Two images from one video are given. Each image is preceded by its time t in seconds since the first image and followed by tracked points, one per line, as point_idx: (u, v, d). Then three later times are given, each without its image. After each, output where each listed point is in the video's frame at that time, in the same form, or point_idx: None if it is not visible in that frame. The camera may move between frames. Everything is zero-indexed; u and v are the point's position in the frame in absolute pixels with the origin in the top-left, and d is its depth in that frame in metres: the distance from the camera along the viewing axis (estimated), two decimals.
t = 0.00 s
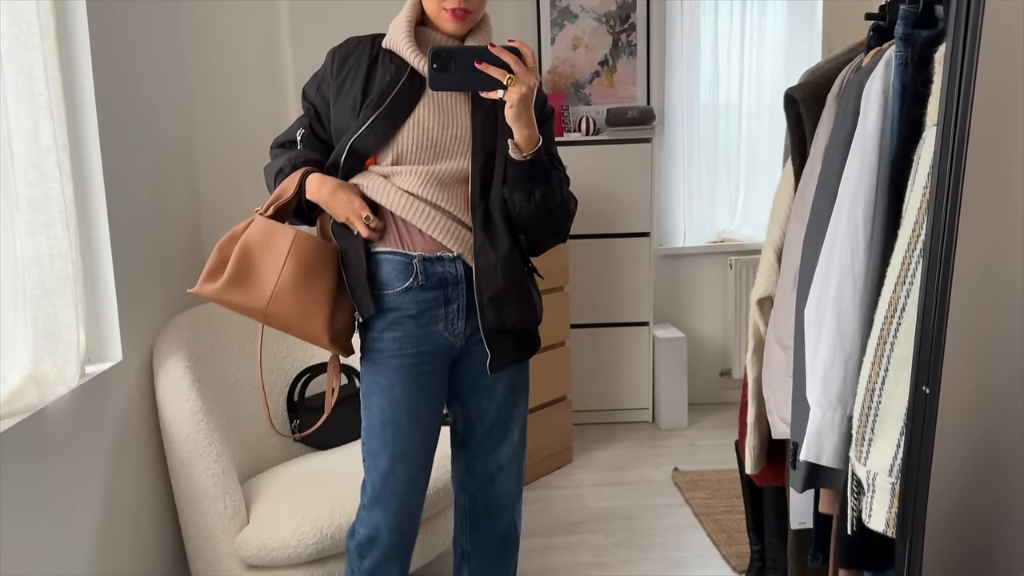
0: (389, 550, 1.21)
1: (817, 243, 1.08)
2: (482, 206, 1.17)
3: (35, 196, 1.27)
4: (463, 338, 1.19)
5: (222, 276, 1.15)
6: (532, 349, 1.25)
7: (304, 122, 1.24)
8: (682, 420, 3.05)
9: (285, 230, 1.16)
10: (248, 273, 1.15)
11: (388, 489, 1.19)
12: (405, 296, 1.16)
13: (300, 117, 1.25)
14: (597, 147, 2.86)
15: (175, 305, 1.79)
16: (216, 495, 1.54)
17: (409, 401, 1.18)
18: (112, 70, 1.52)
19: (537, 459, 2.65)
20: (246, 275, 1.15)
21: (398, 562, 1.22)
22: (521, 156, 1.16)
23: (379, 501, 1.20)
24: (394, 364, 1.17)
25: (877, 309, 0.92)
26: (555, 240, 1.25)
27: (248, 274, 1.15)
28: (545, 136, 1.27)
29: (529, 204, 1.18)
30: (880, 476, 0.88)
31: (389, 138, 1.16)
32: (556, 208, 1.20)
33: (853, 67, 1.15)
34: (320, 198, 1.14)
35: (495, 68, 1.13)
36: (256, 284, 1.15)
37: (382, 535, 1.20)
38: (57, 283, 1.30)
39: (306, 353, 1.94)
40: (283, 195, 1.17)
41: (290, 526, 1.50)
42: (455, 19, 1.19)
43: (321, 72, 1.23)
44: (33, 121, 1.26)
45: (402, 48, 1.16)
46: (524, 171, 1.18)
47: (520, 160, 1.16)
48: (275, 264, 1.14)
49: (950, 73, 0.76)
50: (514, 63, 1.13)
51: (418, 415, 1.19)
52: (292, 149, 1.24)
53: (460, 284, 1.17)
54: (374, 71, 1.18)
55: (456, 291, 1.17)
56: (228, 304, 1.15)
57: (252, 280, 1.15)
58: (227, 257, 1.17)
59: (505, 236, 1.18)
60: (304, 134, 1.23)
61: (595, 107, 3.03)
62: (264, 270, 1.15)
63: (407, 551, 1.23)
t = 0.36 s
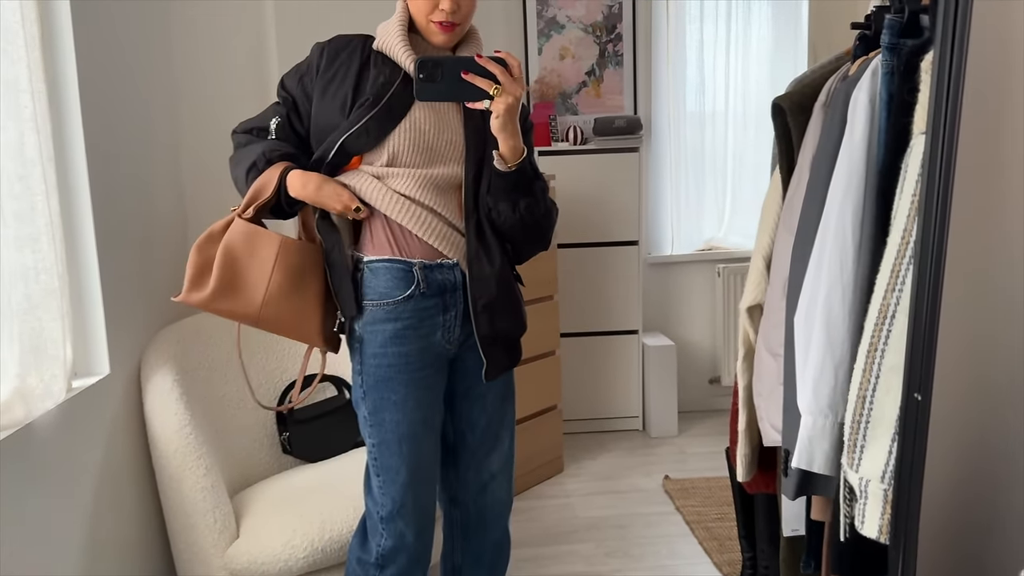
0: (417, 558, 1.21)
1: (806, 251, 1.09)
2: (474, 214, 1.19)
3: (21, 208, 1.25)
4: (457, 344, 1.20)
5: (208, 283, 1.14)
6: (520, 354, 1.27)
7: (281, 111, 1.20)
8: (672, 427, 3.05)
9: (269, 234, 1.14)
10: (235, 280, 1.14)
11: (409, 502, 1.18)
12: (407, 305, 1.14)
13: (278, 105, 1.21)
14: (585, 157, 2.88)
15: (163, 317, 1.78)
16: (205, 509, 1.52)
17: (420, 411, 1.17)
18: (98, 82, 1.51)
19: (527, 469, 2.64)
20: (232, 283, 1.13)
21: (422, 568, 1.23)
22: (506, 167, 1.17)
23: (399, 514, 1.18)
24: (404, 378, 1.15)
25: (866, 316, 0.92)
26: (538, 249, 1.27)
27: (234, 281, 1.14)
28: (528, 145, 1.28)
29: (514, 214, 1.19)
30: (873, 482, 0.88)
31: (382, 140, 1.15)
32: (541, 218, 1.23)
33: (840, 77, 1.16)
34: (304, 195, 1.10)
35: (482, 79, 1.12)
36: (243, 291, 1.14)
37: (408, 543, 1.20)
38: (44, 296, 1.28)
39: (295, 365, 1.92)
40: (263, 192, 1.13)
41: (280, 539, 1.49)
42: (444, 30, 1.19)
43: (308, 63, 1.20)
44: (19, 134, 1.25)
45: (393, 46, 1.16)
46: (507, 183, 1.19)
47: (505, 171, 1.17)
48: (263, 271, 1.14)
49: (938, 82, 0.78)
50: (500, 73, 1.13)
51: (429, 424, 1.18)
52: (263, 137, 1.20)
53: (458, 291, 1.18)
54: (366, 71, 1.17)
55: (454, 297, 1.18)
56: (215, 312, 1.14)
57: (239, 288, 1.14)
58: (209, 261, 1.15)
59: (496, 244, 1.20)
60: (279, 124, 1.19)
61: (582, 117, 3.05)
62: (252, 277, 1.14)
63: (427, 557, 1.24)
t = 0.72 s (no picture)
0: (391, 563, 1.19)
1: (800, 253, 1.09)
2: (457, 215, 1.18)
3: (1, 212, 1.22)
4: (437, 347, 1.18)
5: (197, 283, 1.06)
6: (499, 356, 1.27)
7: (260, 111, 1.17)
8: (656, 427, 3.06)
9: (263, 232, 1.10)
10: (229, 279, 1.08)
11: (384, 507, 1.16)
12: (387, 308, 1.12)
13: (256, 103, 1.17)
14: (568, 157, 2.87)
15: (144, 320, 1.74)
16: (189, 515, 1.50)
17: (397, 416, 1.14)
18: (78, 80, 1.47)
19: (513, 470, 2.63)
20: (223, 285, 1.07)
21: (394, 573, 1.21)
22: (487, 167, 1.17)
23: (373, 520, 1.16)
24: (382, 382, 1.13)
25: (863, 319, 0.92)
26: (518, 249, 1.26)
27: (224, 283, 1.07)
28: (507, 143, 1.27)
29: (496, 215, 1.19)
30: (871, 485, 0.89)
31: (370, 139, 1.13)
32: (521, 220, 1.22)
33: (832, 79, 1.17)
34: (296, 195, 1.09)
35: (460, 77, 1.12)
36: (235, 294, 1.08)
37: (379, 550, 1.17)
38: (24, 301, 1.25)
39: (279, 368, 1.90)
40: (254, 189, 1.09)
41: (268, 545, 1.47)
42: (426, 31, 1.18)
43: (285, 60, 1.17)
44: None
45: (379, 45, 1.15)
46: (488, 182, 1.18)
47: (486, 171, 1.17)
48: (257, 273, 1.09)
49: (942, 83, 0.78)
50: (479, 71, 1.12)
51: (405, 429, 1.16)
52: (240, 137, 1.16)
53: (438, 293, 1.16)
54: (351, 68, 1.15)
55: (435, 300, 1.16)
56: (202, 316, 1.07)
57: (230, 290, 1.08)
58: (193, 262, 1.07)
59: (477, 245, 1.20)
60: (258, 123, 1.16)
61: (565, 117, 3.05)
62: (243, 279, 1.08)
63: (401, 562, 1.22)
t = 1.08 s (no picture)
0: (358, 553, 1.17)
1: (776, 236, 1.08)
2: (422, 198, 1.16)
3: None
4: (403, 332, 1.16)
5: (155, 255, 1.03)
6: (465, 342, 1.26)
7: (211, 91, 1.10)
8: (627, 413, 3.07)
9: (222, 202, 1.06)
10: (189, 251, 1.04)
11: (353, 495, 1.14)
12: (354, 294, 1.09)
13: (207, 83, 1.11)
14: (539, 142, 2.85)
15: (105, 306, 1.69)
16: (154, 505, 1.46)
17: (363, 403, 1.12)
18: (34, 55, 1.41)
19: (485, 457, 2.62)
20: (180, 259, 1.03)
21: (363, 562, 1.19)
22: (454, 153, 1.16)
23: (341, 508, 1.14)
24: (348, 369, 1.10)
25: (841, 302, 0.92)
26: (481, 235, 1.25)
27: (182, 257, 1.04)
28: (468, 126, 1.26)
29: (461, 199, 1.18)
30: (848, 468, 0.89)
31: (331, 119, 1.09)
32: (486, 205, 1.22)
33: (809, 62, 1.16)
34: (254, 159, 1.03)
35: (428, 63, 1.08)
36: (193, 269, 1.04)
37: (347, 538, 1.15)
38: None
39: (245, 355, 1.85)
40: (210, 157, 1.04)
41: (234, 536, 1.44)
42: (386, 8, 1.15)
43: (235, 37, 1.10)
44: None
45: (338, 22, 1.11)
46: (453, 169, 1.17)
47: (452, 158, 1.16)
48: (217, 248, 1.05)
49: (928, 66, 0.77)
50: (449, 57, 1.09)
51: (372, 415, 1.14)
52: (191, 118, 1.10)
53: (404, 277, 1.14)
54: (307, 46, 1.10)
55: (401, 285, 1.14)
56: (159, 291, 1.03)
57: (188, 265, 1.04)
58: (147, 235, 1.04)
59: (442, 229, 1.18)
60: (210, 103, 1.10)
61: (536, 102, 3.02)
62: (202, 253, 1.05)
63: (369, 551, 1.20)
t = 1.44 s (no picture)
0: (335, 547, 1.17)
1: (762, 232, 1.09)
2: (403, 191, 1.16)
3: None
4: (386, 327, 1.16)
5: (129, 256, 1.01)
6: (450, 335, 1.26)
7: (187, 90, 1.09)
8: (610, 406, 3.09)
9: (199, 201, 1.05)
10: (164, 251, 1.03)
11: (332, 490, 1.14)
12: (338, 288, 1.09)
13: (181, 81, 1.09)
14: (523, 136, 2.85)
15: (86, 299, 1.67)
16: (138, 499, 1.44)
17: (345, 399, 1.12)
18: (13, 43, 1.39)
19: (469, 450, 2.63)
20: (156, 259, 1.02)
21: (341, 557, 1.19)
22: (436, 144, 1.16)
23: (322, 503, 1.14)
24: (331, 365, 1.10)
25: (826, 297, 0.94)
26: (464, 226, 1.25)
27: (159, 257, 1.02)
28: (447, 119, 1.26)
29: (443, 190, 1.18)
30: (833, 460, 0.91)
31: (310, 113, 1.08)
32: (468, 195, 1.22)
33: (795, 58, 1.18)
34: (232, 156, 1.02)
35: (410, 54, 1.08)
36: (170, 268, 1.03)
37: (326, 533, 1.15)
38: None
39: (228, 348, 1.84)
40: (188, 155, 1.04)
41: (220, 529, 1.43)
42: None
43: (208, 35, 1.10)
44: None
45: (314, 19, 1.11)
46: (434, 161, 1.17)
47: (434, 149, 1.17)
48: (195, 246, 1.04)
49: (916, 60, 0.78)
50: (429, 48, 1.10)
51: (353, 411, 1.14)
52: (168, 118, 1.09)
53: (388, 272, 1.14)
54: (282, 39, 1.09)
55: (385, 279, 1.14)
56: (136, 292, 1.02)
57: (165, 264, 1.03)
58: (122, 235, 1.02)
59: (425, 221, 1.18)
60: (186, 103, 1.08)
61: (521, 96, 3.02)
62: (179, 252, 1.04)
63: (347, 545, 1.21)
